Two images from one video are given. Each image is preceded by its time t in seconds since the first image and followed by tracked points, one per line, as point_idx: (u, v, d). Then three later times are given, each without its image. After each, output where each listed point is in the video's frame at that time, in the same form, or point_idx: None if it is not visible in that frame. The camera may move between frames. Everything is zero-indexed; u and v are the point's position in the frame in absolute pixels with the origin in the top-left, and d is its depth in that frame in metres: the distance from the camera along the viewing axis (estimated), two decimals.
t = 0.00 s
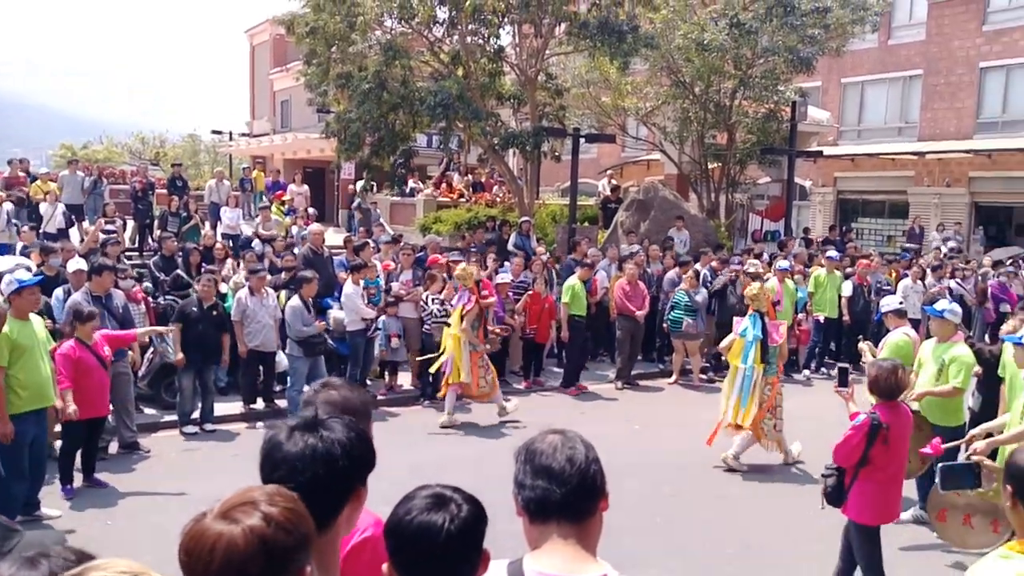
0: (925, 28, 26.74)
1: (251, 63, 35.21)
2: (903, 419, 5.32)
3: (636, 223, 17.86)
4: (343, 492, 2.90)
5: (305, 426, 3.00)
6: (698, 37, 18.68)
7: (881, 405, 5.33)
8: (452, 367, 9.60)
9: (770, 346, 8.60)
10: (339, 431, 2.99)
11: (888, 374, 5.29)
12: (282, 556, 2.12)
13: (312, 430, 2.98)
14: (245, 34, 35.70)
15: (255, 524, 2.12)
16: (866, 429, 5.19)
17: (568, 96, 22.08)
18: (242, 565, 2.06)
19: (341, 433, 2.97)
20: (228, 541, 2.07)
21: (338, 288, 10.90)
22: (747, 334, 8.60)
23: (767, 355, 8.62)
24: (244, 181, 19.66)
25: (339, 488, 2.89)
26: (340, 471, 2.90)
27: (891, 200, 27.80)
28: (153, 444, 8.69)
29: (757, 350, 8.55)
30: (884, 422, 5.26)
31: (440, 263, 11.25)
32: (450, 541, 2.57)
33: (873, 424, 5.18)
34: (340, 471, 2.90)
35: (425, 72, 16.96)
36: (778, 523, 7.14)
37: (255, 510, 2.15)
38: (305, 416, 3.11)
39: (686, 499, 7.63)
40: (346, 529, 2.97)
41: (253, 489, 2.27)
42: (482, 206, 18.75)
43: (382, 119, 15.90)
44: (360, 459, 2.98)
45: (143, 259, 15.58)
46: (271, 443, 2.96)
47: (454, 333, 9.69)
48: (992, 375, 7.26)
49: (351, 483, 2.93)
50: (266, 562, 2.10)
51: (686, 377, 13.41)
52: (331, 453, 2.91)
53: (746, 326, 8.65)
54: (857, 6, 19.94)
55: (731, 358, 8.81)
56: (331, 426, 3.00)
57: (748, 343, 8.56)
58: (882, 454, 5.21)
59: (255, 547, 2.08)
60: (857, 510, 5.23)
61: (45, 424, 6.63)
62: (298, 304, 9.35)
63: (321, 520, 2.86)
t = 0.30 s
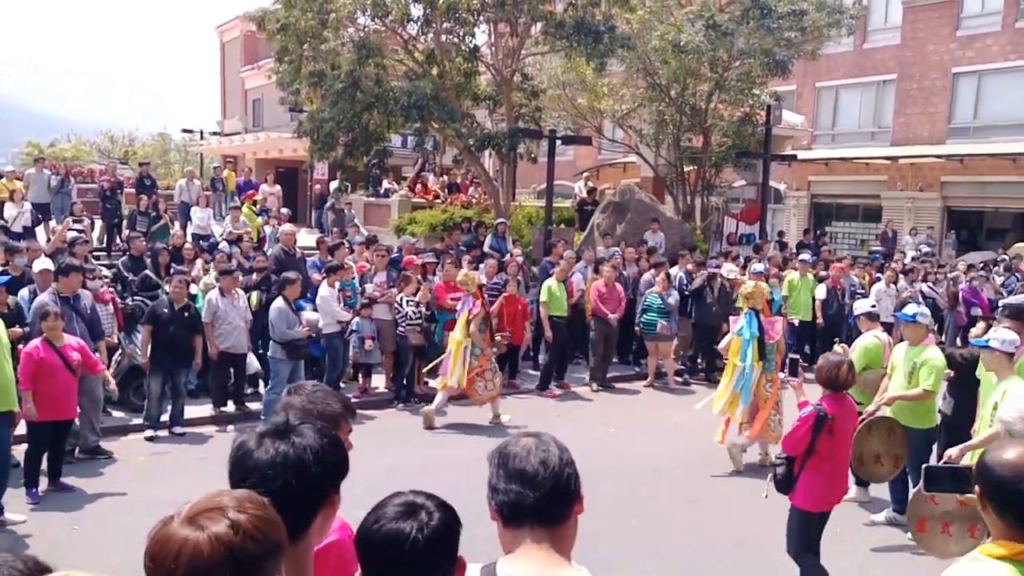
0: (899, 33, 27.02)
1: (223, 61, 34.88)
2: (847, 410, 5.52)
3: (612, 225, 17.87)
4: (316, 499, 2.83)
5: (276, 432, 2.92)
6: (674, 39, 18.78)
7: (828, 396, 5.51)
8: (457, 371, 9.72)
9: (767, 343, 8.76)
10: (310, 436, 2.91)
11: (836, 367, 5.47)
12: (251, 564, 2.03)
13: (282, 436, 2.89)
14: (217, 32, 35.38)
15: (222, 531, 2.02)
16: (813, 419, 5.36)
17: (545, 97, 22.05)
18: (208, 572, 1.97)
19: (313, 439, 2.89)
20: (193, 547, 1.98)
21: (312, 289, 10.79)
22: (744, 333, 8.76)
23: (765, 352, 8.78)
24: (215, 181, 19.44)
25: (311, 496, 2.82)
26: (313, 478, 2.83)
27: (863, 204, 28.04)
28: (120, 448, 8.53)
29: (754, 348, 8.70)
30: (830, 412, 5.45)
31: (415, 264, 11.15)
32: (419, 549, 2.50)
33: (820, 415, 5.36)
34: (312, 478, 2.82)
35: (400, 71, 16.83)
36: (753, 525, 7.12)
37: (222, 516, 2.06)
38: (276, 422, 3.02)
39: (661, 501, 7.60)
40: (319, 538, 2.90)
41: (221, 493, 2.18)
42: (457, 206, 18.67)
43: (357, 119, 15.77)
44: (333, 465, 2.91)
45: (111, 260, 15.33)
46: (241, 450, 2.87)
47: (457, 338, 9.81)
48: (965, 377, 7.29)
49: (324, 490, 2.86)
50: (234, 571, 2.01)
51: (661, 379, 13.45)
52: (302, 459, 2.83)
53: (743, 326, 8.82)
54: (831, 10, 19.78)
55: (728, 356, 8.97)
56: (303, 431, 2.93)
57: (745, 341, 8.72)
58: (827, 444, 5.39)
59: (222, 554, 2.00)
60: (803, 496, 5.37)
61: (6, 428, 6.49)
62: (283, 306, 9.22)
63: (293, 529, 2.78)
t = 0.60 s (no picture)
0: (829, 31, 27.60)
1: (155, 66, 34.14)
2: (766, 393, 5.66)
3: (557, 225, 17.88)
4: (254, 519, 2.73)
5: (210, 452, 2.81)
6: (613, 40, 18.93)
7: (744, 381, 5.70)
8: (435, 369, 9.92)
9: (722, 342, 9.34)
10: (244, 454, 2.80)
11: (750, 353, 5.67)
12: None
13: (216, 456, 2.79)
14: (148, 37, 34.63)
15: (163, 558, 1.87)
16: (727, 402, 5.56)
17: (486, 98, 21.99)
18: None
19: (247, 458, 2.78)
20: None
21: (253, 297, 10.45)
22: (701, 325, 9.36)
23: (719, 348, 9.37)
24: (148, 189, 18.96)
25: (248, 518, 2.71)
26: (247, 499, 2.72)
27: (800, 198, 28.59)
28: (54, 469, 8.23)
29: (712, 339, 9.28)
30: (747, 397, 5.63)
31: (358, 269, 11.02)
32: (361, 565, 2.41)
33: (733, 398, 5.56)
34: (247, 498, 2.71)
35: (339, 75, 16.64)
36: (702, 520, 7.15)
37: (164, 542, 1.91)
38: (210, 440, 2.91)
39: (611, 500, 7.59)
40: (261, 558, 2.79)
41: (170, 516, 2.03)
42: (400, 210, 18.52)
43: (295, 123, 15.51)
44: (269, 483, 2.79)
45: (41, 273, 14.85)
46: (173, 473, 2.78)
47: (432, 335, 10.12)
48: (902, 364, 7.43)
49: (263, 510, 2.76)
50: None
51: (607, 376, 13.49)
52: (235, 479, 2.73)
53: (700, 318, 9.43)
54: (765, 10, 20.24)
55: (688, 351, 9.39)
56: (237, 449, 2.82)
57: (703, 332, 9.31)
58: (745, 426, 5.55)
59: None
60: (722, 476, 5.52)
61: None
62: (237, 314, 9.31)
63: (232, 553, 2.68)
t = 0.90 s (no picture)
0: (784, 36, 27.99)
1: (109, 68, 33.58)
2: (691, 393, 5.82)
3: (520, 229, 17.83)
4: (210, 527, 2.66)
5: (161, 461, 2.75)
6: (573, 45, 19.02)
7: (669, 381, 5.85)
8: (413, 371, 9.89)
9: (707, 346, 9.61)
10: (197, 462, 2.74)
11: (675, 353, 5.83)
12: None
13: (168, 465, 2.73)
14: (101, 39, 34.05)
15: None
16: (651, 399, 5.70)
17: (447, 101, 21.94)
18: None
19: (201, 467, 2.72)
20: None
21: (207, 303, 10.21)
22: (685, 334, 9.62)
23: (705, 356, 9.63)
24: (102, 193, 18.63)
25: (203, 527, 2.65)
26: (199, 509, 2.65)
27: (758, 201, 28.93)
28: (5, 479, 8.03)
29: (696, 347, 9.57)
30: (671, 395, 5.76)
31: (318, 273, 10.75)
32: None
33: (656, 396, 5.69)
34: (201, 508, 2.65)
35: (297, 77, 16.49)
36: (664, 518, 7.18)
37: (123, 560, 1.82)
38: (162, 449, 2.85)
39: (574, 500, 7.59)
40: (219, 567, 2.73)
41: (138, 529, 1.94)
42: (361, 213, 18.39)
43: (252, 125, 15.40)
44: (223, 492, 2.73)
45: None
46: (125, 482, 2.72)
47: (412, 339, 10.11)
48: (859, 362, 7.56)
49: (220, 519, 2.69)
50: None
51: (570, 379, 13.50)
52: (188, 488, 2.66)
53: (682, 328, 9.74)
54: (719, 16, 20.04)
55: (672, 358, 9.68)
56: (190, 457, 2.75)
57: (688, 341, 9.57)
58: (669, 423, 5.66)
59: None
60: (650, 470, 5.63)
61: None
62: (210, 317, 9.09)
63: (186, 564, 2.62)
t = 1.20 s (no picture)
0: (751, 46, 28.31)
1: (71, 68, 33.09)
2: (624, 389, 5.96)
3: (487, 233, 17.95)
4: (179, 534, 2.61)
5: (131, 464, 2.69)
6: (542, 50, 18.89)
7: (602, 377, 6.00)
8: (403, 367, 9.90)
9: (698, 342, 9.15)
10: (168, 465, 2.69)
11: (610, 350, 5.96)
12: None
13: (138, 469, 2.68)
14: (64, 38, 33.56)
15: None
16: (582, 395, 5.87)
17: (416, 106, 21.90)
18: None
19: (168, 472, 2.67)
20: None
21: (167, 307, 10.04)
22: (675, 334, 9.02)
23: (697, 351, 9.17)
24: (63, 195, 18.32)
25: (169, 535, 2.60)
26: (166, 515, 2.60)
27: (724, 208, 29.21)
28: None
29: (686, 348, 9.03)
30: (602, 391, 5.91)
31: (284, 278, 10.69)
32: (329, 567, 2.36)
33: (587, 392, 5.85)
34: (167, 514, 2.60)
35: (264, 79, 16.36)
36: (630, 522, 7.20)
37: None
38: (130, 453, 2.79)
39: (540, 505, 7.58)
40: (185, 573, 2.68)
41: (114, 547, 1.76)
42: (329, 217, 18.27)
43: (217, 127, 15.25)
44: (190, 498, 2.68)
45: None
46: (89, 486, 2.65)
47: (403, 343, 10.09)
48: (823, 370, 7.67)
49: (189, 525, 2.65)
50: None
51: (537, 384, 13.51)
52: (156, 493, 2.61)
53: (674, 327, 9.06)
54: (688, 23, 20.46)
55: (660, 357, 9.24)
56: (161, 461, 2.71)
57: (678, 342, 9.00)
58: (599, 418, 5.84)
59: None
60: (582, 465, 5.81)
61: None
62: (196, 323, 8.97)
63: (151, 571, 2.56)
